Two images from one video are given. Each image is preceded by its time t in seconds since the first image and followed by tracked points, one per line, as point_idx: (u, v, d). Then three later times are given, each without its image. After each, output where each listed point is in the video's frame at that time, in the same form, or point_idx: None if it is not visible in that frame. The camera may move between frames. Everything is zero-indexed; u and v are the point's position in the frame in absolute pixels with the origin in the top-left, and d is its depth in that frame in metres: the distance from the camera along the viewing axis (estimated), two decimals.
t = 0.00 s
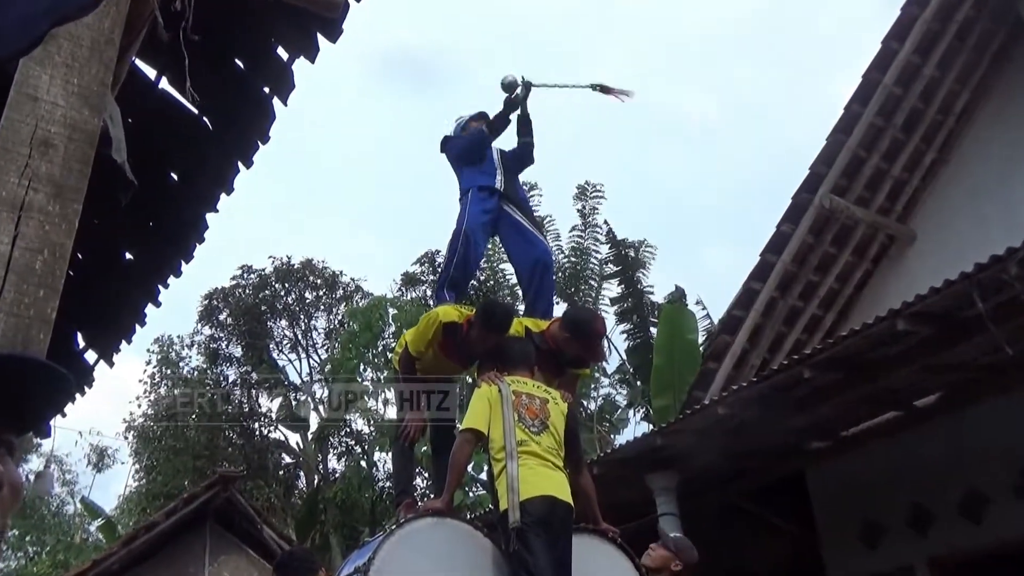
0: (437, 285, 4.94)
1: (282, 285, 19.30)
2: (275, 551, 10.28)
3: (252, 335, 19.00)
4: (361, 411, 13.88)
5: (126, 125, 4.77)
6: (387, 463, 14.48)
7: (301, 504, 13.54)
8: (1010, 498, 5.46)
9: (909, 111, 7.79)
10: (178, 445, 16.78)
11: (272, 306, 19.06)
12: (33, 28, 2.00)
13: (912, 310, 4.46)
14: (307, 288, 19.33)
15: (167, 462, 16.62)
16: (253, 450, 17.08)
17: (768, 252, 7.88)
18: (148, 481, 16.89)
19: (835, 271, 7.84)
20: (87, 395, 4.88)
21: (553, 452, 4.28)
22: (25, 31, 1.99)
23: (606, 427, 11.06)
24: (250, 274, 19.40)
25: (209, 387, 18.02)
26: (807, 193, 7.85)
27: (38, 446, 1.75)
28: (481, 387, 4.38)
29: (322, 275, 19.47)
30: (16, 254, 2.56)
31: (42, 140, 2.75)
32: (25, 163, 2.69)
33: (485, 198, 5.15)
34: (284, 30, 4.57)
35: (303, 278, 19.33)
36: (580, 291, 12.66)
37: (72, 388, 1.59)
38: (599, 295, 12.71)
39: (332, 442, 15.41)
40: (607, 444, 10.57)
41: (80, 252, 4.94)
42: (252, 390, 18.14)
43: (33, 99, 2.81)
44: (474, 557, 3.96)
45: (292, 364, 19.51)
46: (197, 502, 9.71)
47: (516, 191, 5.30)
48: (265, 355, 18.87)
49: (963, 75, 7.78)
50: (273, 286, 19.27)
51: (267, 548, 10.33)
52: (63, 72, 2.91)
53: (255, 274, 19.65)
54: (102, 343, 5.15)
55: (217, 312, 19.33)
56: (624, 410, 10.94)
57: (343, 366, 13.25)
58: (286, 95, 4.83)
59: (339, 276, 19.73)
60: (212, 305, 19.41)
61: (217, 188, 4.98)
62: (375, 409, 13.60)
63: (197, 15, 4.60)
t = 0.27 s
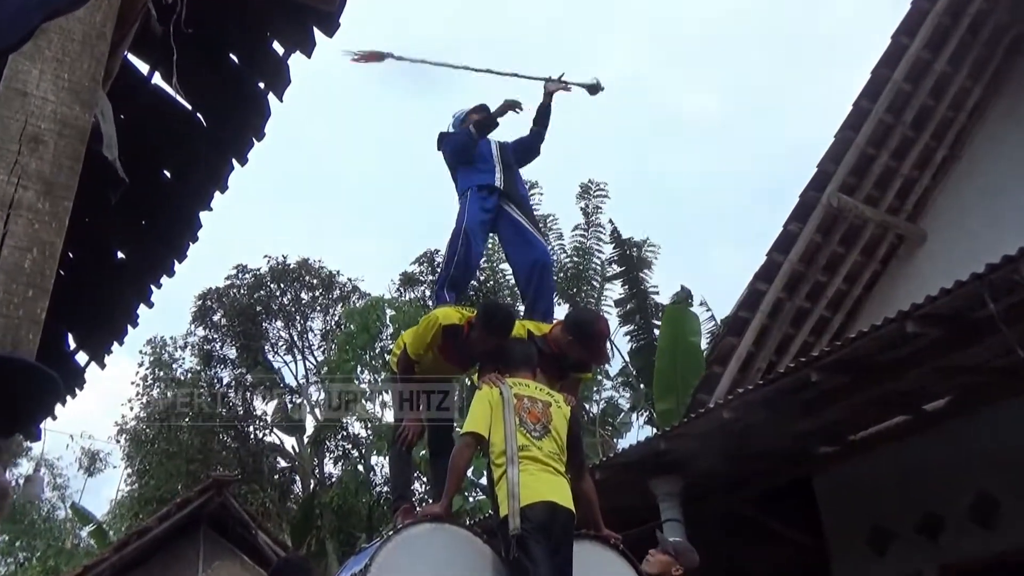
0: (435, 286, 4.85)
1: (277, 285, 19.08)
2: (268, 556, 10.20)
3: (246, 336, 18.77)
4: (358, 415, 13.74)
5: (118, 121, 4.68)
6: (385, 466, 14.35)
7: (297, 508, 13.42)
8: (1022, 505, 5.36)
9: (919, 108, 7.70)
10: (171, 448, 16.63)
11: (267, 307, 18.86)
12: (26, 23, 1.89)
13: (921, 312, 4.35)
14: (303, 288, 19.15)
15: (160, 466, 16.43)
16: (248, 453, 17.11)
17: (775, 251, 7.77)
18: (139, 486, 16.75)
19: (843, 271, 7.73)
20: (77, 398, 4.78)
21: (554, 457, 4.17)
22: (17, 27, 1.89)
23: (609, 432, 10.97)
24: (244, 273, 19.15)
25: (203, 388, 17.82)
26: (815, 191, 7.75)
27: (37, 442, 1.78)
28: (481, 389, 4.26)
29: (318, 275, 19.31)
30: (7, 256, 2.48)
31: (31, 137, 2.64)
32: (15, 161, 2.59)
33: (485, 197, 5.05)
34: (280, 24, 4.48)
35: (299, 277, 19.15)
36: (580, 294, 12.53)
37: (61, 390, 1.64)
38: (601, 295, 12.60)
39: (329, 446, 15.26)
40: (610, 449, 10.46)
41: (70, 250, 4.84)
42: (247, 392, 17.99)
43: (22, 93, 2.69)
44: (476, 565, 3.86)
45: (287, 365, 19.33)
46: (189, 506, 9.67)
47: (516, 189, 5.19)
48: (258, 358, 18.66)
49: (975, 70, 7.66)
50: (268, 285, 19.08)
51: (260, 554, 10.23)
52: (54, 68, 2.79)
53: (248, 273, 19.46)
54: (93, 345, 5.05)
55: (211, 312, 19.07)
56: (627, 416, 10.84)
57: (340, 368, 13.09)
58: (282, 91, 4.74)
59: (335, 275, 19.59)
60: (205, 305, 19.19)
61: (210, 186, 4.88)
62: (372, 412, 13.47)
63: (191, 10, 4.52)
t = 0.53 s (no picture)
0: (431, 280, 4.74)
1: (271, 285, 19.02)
2: (261, 563, 10.05)
3: (239, 337, 18.63)
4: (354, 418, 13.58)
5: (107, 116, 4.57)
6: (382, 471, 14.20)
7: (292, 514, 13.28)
8: None
9: (930, 104, 7.57)
10: (163, 452, 16.31)
11: (260, 307, 18.74)
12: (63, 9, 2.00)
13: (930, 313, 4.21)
14: (298, 287, 19.13)
15: (151, 470, 16.15)
16: (241, 458, 16.98)
17: (782, 251, 7.64)
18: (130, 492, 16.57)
19: (852, 271, 7.58)
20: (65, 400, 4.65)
21: (554, 461, 4.04)
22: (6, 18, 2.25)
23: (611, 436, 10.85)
24: (236, 274, 19.00)
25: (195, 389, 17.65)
26: (823, 189, 7.62)
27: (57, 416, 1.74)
28: (479, 391, 4.13)
29: (314, 274, 19.23)
30: None
31: (18, 132, 2.79)
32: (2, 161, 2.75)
33: (483, 193, 4.93)
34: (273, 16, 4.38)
35: (294, 277, 19.11)
36: (581, 296, 12.40)
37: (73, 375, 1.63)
38: (603, 296, 12.47)
39: (324, 450, 15.10)
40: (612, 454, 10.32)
41: (58, 248, 4.71)
42: (240, 395, 17.83)
43: (10, 88, 2.83)
44: None
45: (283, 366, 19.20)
46: (181, 512, 9.54)
47: (516, 184, 5.07)
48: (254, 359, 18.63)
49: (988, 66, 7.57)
50: (261, 285, 18.95)
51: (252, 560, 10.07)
52: (40, 60, 2.93)
53: (242, 273, 19.27)
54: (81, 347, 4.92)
55: (203, 313, 18.91)
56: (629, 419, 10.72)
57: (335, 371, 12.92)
58: (275, 85, 4.65)
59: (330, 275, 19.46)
60: (198, 305, 18.99)
61: (202, 183, 4.77)
62: (368, 416, 13.32)
63: None
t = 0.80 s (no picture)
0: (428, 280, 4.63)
1: (266, 285, 18.49)
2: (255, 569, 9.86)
3: (231, 338, 18.03)
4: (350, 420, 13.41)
5: (97, 111, 4.47)
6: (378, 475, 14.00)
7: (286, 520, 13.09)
8: None
9: (944, 97, 7.50)
10: (154, 456, 16.02)
11: (253, 307, 18.21)
12: None
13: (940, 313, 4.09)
14: (293, 287, 18.60)
15: (142, 475, 15.81)
16: (234, 461, 16.74)
17: (790, 249, 7.53)
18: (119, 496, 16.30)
19: (864, 270, 7.45)
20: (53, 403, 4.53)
21: (555, 466, 3.91)
22: None
23: (615, 439, 10.72)
24: (231, 272, 18.48)
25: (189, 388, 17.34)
26: (833, 185, 7.51)
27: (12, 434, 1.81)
28: (478, 395, 4.01)
29: (309, 273, 18.73)
30: None
31: (6, 127, 2.88)
32: None
33: (482, 189, 4.80)
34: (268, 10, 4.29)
35: (288, 276, 18.57)
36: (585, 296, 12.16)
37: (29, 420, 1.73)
38: (606, 296, 12.32)
39: (319, 454, 14.88)
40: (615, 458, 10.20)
41: (46, 248, 4.56)
42: (233, 397, 17.51)
43: None
44: None
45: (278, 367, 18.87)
46: (172, 517, 9.37)
47: (516, 183, 4.94)
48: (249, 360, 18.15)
49: (1003, 57, 7.51)
50: (255, 284, 18.46)
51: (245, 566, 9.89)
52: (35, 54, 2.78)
53: (235, 273, 18.65)
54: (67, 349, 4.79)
55: (195, 314, 18.32)
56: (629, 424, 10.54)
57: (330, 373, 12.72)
58: (269, 79, 4.53)
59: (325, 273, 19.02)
60: (189, 305, 18.43)
61: (194, 179, 4.65)
62: (364, 418, 13.15)
63: None
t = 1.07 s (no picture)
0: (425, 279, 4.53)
1: (260, 284, 18.09)
2: None
3: (226, 338, 17.77)
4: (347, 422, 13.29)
5: (87, 106, 4.36)
6: (376, 479, 13.88)
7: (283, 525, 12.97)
8: None
9: (955, 92, 7.39)
10: (145, 459, 16.00)
11: (248, 307, 17.85)
12: None
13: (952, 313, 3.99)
14: (288, 287, 18.23)
15: (133, 479, 15.76)
16: (228, 465, 16.55)
17: (797, 247, 7.42)
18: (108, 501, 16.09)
19: (873, 268, 7.35)
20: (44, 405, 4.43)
21: (557, 469, 3.80)
22: None
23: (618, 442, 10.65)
24: (223, 272, 18.10)
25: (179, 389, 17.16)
26: (841, 182, 7.41)
27: None
28: (478, 396, 3.90)
29: (304, 272, 18.34)
30: None
31: None
32: None
33: (478, 187, 4.71)
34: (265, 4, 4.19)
35: (282, 275, 18.20)
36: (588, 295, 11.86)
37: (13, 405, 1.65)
38: (609, 296, 12.20)
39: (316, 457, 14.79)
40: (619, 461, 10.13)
41: (36, 247, 4.43)
42: (226, 400, 17.23)
43: None
44: None
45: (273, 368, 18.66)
46: (164, 523, 9.22)
47: (512, 181, 4.85)
48: (242, 361, 17.79)
49: (1016, 50, 7.36)
50: (249, 284, 18.02)
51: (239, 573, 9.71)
52: (18, 49, 2.54)
53: (229, 271, 18.35)
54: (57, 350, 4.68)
55: (187, 314, 18.11)
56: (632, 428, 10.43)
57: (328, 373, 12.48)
58: (263, 74, 4.45)
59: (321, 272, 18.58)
60: (181, 304, 18.20)
61: (186, 176, 4.56)
62: (361, 420, 13.00)
63: None
